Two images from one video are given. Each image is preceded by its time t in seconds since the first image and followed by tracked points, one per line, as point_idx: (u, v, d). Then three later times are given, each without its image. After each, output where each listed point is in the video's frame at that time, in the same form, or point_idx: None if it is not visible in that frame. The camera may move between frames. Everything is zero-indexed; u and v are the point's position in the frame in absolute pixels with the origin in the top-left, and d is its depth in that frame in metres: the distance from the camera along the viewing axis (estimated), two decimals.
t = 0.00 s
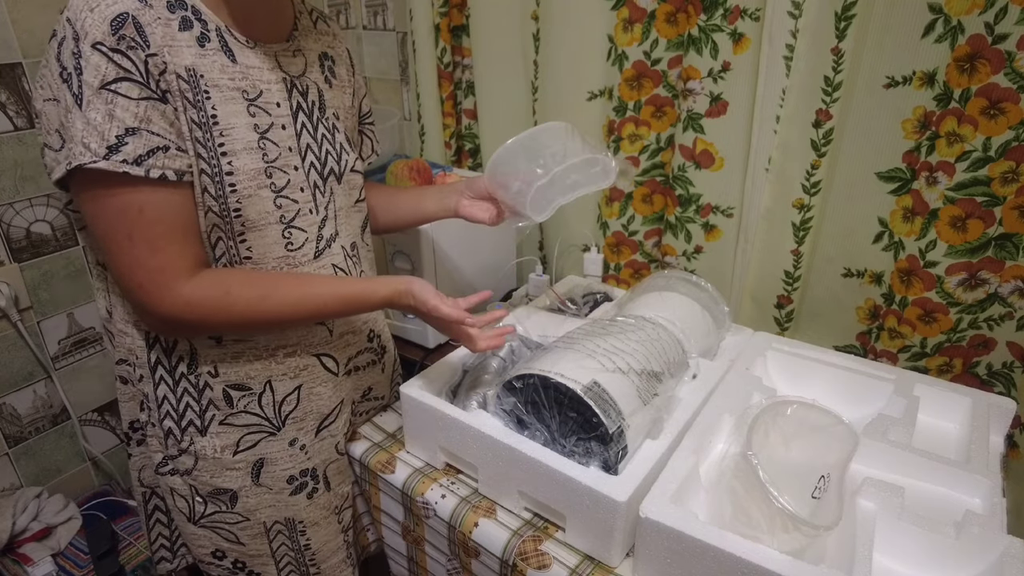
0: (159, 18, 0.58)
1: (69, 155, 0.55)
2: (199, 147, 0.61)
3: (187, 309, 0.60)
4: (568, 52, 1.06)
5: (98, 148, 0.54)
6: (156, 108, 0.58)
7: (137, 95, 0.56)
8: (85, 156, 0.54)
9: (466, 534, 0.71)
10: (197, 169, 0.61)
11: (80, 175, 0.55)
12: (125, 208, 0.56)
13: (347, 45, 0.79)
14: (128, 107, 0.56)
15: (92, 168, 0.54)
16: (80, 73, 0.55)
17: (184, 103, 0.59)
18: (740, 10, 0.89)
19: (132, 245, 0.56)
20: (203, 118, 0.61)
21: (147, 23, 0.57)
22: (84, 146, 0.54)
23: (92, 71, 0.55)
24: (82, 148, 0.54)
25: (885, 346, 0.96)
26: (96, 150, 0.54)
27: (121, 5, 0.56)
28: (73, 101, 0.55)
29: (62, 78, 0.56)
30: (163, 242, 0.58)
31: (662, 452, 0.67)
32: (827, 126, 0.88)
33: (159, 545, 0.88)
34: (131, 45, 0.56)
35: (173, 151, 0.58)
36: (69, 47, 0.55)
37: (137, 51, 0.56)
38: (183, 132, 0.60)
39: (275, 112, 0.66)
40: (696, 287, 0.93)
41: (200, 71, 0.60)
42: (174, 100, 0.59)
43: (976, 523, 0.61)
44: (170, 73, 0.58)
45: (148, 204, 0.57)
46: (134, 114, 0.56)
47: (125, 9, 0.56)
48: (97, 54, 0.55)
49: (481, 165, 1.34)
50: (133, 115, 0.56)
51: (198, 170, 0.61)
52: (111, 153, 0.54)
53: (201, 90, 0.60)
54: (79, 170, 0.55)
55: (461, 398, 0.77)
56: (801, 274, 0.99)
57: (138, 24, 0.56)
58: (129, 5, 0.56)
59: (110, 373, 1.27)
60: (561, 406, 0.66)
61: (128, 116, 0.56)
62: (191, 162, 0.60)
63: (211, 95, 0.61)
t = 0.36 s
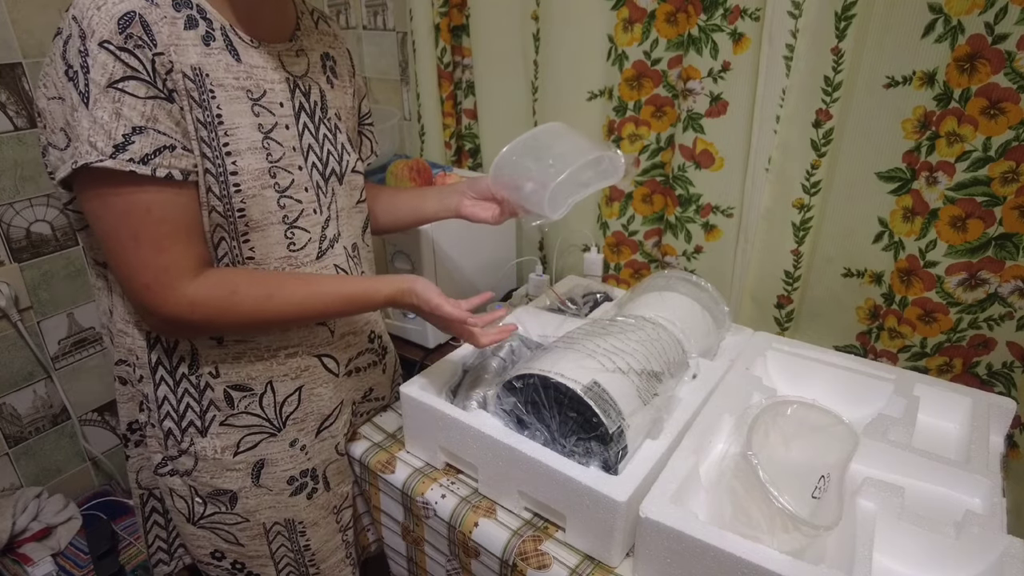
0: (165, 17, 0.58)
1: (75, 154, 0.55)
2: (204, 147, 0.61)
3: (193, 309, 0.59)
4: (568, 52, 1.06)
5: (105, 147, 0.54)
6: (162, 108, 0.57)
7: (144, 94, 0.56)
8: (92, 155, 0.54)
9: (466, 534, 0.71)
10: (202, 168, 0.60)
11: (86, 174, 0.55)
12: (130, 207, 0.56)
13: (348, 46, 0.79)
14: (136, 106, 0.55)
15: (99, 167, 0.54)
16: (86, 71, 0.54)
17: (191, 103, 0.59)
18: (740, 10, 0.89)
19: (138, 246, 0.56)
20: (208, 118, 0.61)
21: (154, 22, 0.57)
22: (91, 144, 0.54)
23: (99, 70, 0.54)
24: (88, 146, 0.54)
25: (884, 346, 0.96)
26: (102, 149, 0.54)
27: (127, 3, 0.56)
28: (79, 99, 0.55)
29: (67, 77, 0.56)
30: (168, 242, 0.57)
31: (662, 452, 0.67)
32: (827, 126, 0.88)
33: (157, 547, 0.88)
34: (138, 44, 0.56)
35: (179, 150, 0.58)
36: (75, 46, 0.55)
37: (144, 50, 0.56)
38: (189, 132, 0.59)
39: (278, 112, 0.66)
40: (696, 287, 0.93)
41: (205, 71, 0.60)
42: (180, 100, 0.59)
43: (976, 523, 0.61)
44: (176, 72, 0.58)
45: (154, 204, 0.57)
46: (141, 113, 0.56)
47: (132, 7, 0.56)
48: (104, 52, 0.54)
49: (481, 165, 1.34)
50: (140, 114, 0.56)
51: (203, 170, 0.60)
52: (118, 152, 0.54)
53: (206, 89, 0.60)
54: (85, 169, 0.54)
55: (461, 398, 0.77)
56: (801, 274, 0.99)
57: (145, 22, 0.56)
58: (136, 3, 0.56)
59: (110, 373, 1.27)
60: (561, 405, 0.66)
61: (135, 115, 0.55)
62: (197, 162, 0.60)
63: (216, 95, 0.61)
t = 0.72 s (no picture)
0: (169, 15, 0.58)
1: (81, 154, 0.55)
2: (207, 146, 0.61)
3: (184, 310, 0.59)
4: (568, 52, 1.06)
5: (109, 147, 0.54)
6: (166, 107, 0.57)
7: (148, 93, 0.56)
8: (97, 154, 0.53)
9: (466, 534, 0.71)
10: (205, 168, 0.60)
11: (87, 173, 0.54)
12: (130, 206, 0.56)
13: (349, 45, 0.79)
14: (140, 105, 0.55)
15: (103, 167, 0.53)
16: (91, 70, 0.54)
17: (195, 101, 0.59)
18: (740, 10, 0.89)
19: (132, 244, 0.56)
20: (212, 117, 0.61)
21: (158, 20, 0.57)
22: (96, 144, 0.54)
23: (103, 68, 0.54)
24: (94, 146, 0.54)
25: (885, 346, 0.96)
26: (107, 148, 0.54)
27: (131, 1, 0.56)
28: (83, 98, 0.55)
29: (71, 75, 0.56)
30: (164, 242, 0.57)
31: (662, 452, 0.67)
32: (827, 126, 0.88)
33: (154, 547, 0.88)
34: (142, 41, 0.56)
35: (183, 150, 0.58)
36: (79, 44, 0.55)
37: (148, 48, 0.56)
38: (192, 131, 0.59)
39: (281, 111, 0.66)
40: (695, 287, 0.93)
41: (209, 70, 0.60)
42: (184, 99, 0.59)
43: (976, 523, 0.61)
44: (179, 70, 0.58)
45: (154, 204, 0.56)
46: (145, 112, 0.56)
47: (137, 5, 0.56)
48: (108, 50, 0.54)
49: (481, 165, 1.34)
50: (144, 113, 0.56)
51: (206, 170, 0.60)
52: (123, 151, 0.54)
53: (210, 88, 0.60)
54: (87, 168, 0.54)
55: (461, 398, 0.77)
56: (801, 274, 0.99)
57: (149, 20, 0.56)
58: (140, 2, 0.56)
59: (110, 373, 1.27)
60: (561, 406, 0.66)
61: (139, 114, 0.55)
62: (200, 162, 0.59)
63: (220, 94, 0.61)
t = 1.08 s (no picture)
0: (168, 14, 0.58)
1: (75, 155, 0.54)
2: (205, 147, 0.60)
3: (174, 314, 0.59)
4: (568, 52, 1.06)
5: (104, 148, 0.53)
6: (163, 108, 0.57)
7: (144, 94, 0.56)
8: (92, 156, 0.53)
9: (466, 534, 0.71)
10: (203, 169, 0.60)
11: (83, 175, 0.54)
12: (126, 208, 0.55)
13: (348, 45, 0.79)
14: (136, 106, 0.55)
15: (98, 168, 0.53)
16: (88, 71, 0.54)
17: (193, 101, 0.59)
18: (740, 10, 0.89)
19: (127, 246, 0.56)
20: (211, 117, 0.61)
21: (157, 20, 0.57)
22: (91, 145, 0.54)
23: (99, 68, 0.54)
24: (89, 147, 0.54)
25: (885, 346, 0.96)
26: (102, 150, 0.53)
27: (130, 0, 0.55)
28: (80, 99, 0.55)
29: (68, 76, 0.55)
30: (159, 245, 0.57)
31: (662, 452, 0.67)
32: (827, 126, 0.88)
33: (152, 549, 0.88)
34: (140, 41, 0.55)
35: (179, 151, 0.57)
36: (76, 45, 0.55)
37: (146, 48, 0.56)
38: (190, 132, 0.59)
39: (281, 112, 0.66)
40: (695, 287, 0.93)
41: (208, 70, 0.60)
42: (181, 100, 0.58)
43: (976, 523, 0.61)
44: (178, 70, 0.58)
45: (148, 206, 0.56)
46: (141, 113, 0.55)
47: (135, 5, 0.55)
48: (104, 50, 0.54)
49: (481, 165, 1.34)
50: (140, 114, 0.55)
51: (204, 170, 0.60)
52: (117, 152, 0.54)
53: (209, 88, 0.60)
54: (82, 170, 0.54)
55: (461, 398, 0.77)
56: (801, 274, 0.99)
57: (147, 20, 0.56)
58: (138, 2, 0.56)
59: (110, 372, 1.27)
60: (561, 406, 0.66)
61: (135, 115, 0.55)
62: (197, 163, 0.59)
63: (219, 94, 0.61)
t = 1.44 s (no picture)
0: (165, 17, 0.58)
1: (73, 160, 0.54)
2: (204, 150, 0.60)
3: (175, 319, 0.59)
4: (568, 52, 1.06)
5: (103, 153, 0.53)
6: (162, 111, 0.57)
7: (142, 98, 0.56)
8: (91, 161, 0.53)
9: (466, 534, 0.71)
10: (202, 172, 0.60)
11: (81, 180, 0.54)
12: (125, 213, 0.55)
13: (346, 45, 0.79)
14: (134, 110, 0.55)
15: (97, 173, 0.53)
16: (85, 75, 0.54)
17: (191, 105, 0.59)
18: (740, 10, 0.89)
19: (127, 251, 0.56)
20: (209, 120, 0.61)
21: (154, 23, 0.57)
22: (90, 150, 0.54)
23: (97, 73, 0.54)
24: (87, 152, 0.54)
25: (885, 346, 0.96)
26: (101, 154, 0.53)
27: (127, 3, 0.55)
28: (77, 103, 0.55)
29: (65, 80, 0.55)
30: (159, 250, 0.57)
31: (662, 452, 0.67)
32: (827, 126, 0.88)
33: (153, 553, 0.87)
34: (137, 45, 0.55)
35: (178, 155, 0.57)
36: (73, 48, 0.54)
37: (143, 52, 0.56)
38: (189, 135, 0.59)
39: (279, 113, 0.66)
40: (695, 287, 0.93)
41: (206, 72, 0.60)
42: (180, 103, 0.58)
43: (976, 523, 0.61)
44: (176, 74, 0.58)
45: (148, 210, 0.56)
46: (140, 117, 0.55)
47: (132, 8, 0.55)
48: (101, 54, 0.54)
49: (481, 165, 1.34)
50: (138, 118, 0.55)
51: (203, 173, 0.60)
52: (117, 157, 0.54)
53: (208, 91, 0.60)
54: (81, 175, 0.54)
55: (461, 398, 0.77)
56: (801, 274, 0.99)
57: (145, 23, 0.56)
58: (135, 4, 0.56)
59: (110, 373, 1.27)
60: (561, 406, 0.66)
61: (133, 119, 0.55)
62: (196, 166, 0.59)
63: (218, 96, 0.61)
